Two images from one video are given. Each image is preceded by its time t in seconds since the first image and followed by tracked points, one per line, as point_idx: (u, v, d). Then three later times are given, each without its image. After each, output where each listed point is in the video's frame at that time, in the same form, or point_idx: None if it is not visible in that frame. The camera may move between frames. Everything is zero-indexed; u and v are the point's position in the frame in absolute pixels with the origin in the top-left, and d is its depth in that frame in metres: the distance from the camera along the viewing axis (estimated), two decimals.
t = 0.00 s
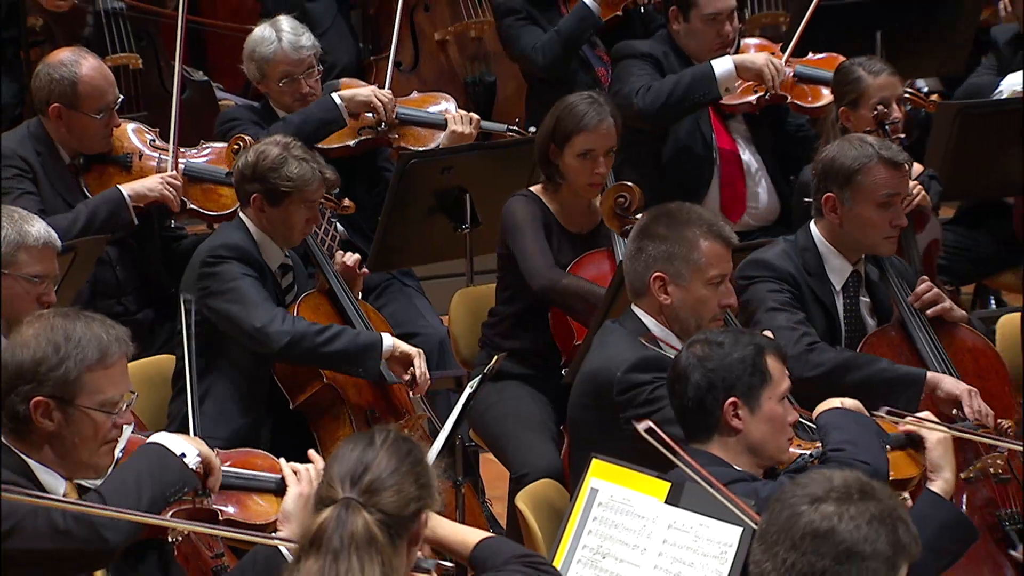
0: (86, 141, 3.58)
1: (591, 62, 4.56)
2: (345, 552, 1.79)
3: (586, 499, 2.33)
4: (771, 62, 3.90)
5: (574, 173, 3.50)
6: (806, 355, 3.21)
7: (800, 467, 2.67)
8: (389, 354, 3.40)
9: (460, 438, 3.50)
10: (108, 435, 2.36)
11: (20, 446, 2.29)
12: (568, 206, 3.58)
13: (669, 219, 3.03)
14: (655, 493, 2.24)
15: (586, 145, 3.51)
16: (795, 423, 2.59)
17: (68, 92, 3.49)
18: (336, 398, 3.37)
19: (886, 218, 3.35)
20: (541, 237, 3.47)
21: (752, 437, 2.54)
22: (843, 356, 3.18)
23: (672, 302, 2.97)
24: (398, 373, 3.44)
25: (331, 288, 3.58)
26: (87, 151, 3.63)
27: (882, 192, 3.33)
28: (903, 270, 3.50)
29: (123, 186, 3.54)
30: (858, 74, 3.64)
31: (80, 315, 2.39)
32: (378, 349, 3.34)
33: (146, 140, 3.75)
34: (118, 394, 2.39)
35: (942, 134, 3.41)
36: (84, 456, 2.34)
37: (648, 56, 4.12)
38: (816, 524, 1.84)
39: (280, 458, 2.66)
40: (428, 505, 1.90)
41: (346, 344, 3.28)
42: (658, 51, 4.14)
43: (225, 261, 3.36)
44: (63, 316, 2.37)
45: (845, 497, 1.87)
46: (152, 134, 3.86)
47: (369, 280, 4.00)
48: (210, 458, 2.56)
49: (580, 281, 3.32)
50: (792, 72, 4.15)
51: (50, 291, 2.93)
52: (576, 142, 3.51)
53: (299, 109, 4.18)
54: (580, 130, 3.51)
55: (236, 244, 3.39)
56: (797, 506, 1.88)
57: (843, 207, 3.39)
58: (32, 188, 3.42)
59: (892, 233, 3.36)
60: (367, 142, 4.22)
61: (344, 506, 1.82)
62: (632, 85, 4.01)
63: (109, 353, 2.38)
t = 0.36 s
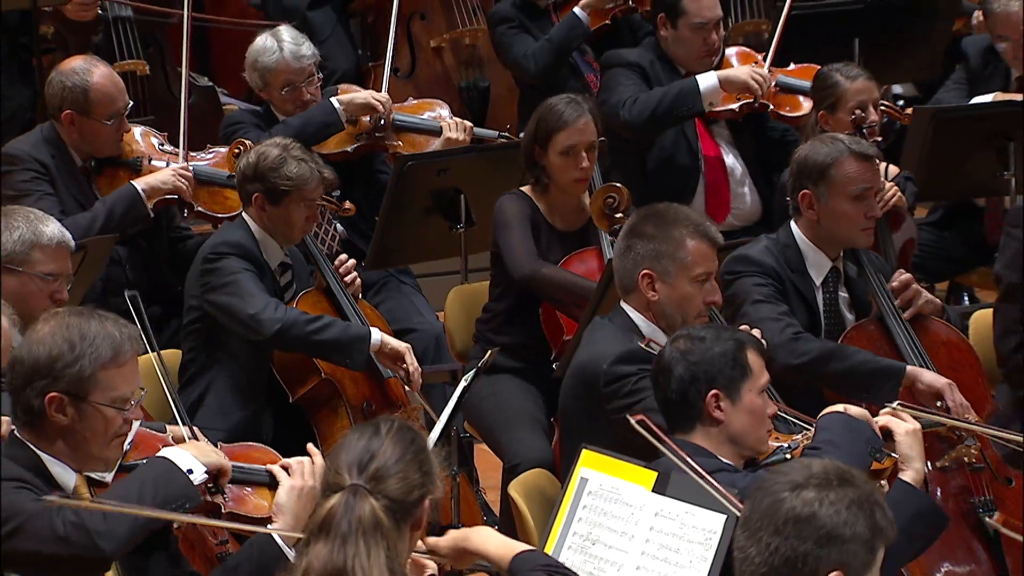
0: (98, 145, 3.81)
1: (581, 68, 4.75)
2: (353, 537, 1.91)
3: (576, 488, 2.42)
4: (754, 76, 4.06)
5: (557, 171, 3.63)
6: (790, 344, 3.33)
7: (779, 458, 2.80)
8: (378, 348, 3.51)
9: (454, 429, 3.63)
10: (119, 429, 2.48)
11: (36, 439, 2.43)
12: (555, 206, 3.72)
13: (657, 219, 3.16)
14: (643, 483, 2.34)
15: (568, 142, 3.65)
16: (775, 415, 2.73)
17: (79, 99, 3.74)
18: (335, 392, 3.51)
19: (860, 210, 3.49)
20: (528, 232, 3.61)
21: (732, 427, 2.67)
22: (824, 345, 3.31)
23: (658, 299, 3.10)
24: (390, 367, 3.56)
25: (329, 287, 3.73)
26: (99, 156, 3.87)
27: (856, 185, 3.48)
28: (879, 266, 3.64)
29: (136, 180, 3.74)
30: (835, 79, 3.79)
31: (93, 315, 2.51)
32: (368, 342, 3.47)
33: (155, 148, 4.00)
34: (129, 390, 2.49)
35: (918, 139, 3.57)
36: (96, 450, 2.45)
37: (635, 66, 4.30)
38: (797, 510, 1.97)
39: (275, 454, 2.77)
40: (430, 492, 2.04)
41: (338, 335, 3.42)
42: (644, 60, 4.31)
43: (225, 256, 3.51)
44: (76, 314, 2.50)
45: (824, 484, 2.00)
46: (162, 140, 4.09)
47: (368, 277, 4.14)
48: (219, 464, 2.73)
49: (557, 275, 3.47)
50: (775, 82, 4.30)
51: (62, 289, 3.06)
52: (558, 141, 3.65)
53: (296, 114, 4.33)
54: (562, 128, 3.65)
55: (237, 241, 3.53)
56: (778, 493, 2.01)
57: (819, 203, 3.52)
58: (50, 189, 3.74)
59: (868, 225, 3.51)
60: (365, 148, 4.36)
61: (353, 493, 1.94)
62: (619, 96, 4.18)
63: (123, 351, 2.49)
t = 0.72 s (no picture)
0: (103, 149, 3.96)
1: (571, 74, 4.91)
2: (359, 524, 2.07)
3: (566, 477, 2.52)
4: (735, 90, 4.15)
5: (541, 171, 3.78)
6: (761, 329, 3.55)
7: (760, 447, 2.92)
8: (366, 337, 3.61)
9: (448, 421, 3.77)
10: (124, 422, 2.61)
11: (45, 431, 2.57)
12: (539, 205, 3.87)
13: (642, 219, 3.29)
14: (630, 472, 2.44)
15: (551, 142, 3.78)
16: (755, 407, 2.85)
17: (82, 104, 3.87)
18: (331, 385, 3.63)
19: (834, 207, 3.63)
20: (508, 230, 3.78)
21: (713, 418, 2.81)
22: (784, 335, 3.52)
23: (644, 295, 3.24)
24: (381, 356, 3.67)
25: (326, 285, 3.85)
26: (104, 159, 4.02)
27: (831, 182, 3.62)
28: (855, 262, 3.79)
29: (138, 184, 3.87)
30: (814, 84, 3.97)
31: (99, 310, 2.64)
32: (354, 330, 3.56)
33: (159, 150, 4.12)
34: (135, 383, 2.63)
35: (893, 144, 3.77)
36: (101, 442, 2.60)
37: (623, 74, 4.46)
38: (781, 498, 2.09)
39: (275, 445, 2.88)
40: (431, 480, 2.19)
41: (324, 324, 3.53)
42: (631, 68, 4.47)
43: (221, 252, 3.65)
44: (83, 310, 2.63)
45: (807, 472, 2.13)
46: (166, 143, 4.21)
47: (365, 274, 4.27)
48: (214, 477, 2.77)
49: (525, 265, 3.65)
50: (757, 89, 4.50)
51: (72, 287, 3.19)
52: (541, 142, 3.78)
53: (295, 117, 4.47)
54: (543, 130, 3.79)
55: (234, 238, 3.68)
56: (763, 481, 2.13)
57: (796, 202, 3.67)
58: (56, 192, 3.91)
59: (844, 221, 3.65)
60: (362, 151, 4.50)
61: (357, 481, 2.10)
62: (604, 106, 4.34)
63: (128, 346, 2.63)
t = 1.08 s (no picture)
0: (105, 154, 4.10)
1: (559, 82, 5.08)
2: (360, 515, 2.17)
3: (555, 467, 2.62)
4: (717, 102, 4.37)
5: (527, 173, 3.93)
6: (734, 315, 3.70)
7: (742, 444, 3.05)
8: (353, 330, 3.73)
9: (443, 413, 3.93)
10: (127, 413, 2.73)
11: (52, 424, 2.69)
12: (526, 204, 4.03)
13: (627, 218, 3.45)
14: (616, 462, 2.56)
15: (536, 145, 3.92)
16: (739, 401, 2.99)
17: (83, 112, 4.00)
18: (329, 379, 3.79)
19: (810, 206, 3.79)
20: (490, 227, 3.94)
21: (696, 408, 2.95)
22: (752, 322, 3.69)
23: (626, 290, 3.40)
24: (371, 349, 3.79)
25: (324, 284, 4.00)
26: (107, 164, 4.16)
27: (804, 181, 3.78)
28: (832, 260, 3.95)
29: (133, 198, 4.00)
30: (793, 89, 4.16)
31: (102, 306, 2.76)
32: (340, 322, 3.69)
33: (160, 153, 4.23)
34: (137, 375, 2.74)
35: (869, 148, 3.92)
36: (107, 432, 2.71)
37: (609, 80, 4.64)
38: (762, 487, 2.24)
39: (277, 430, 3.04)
40: (430, 473, 2.30)
41: (308, 314, 3.67)
42: (618, 75, 4.63)
43: (220, 249, 3.81)
44: (86, 306, 2.75)
45: (786, 462, 2.27)
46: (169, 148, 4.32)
47: (362, 272, 4.43)
48: (206, 501, 2.74)
49: (494, 259, 3.83)
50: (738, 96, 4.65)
51: (83, 285, 3.33)
52: (526, 145, 3.93)
53: (294, 122, 4.61)
54: (528, 134, 3.94)
55: (233, 236, 3.84)
56: (744, 471, 2.28)
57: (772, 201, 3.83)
58: (56, 199, 4.06)
59: (818, 218, 3.81)
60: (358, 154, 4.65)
61: (359, 474, 2.21)
62: (590, 112, 4.53)
63: (131, 339, 2.74)
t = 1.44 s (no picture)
0: (112, 157, 4.23)
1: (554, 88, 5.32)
2: (362, 511, 2.22)
3: (546, 459, 2.64)
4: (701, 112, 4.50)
5: (517, 175, 4.08)
6: (717, 307, 3.85)
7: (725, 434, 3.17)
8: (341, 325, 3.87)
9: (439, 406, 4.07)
10: (133, 403, 2.85)
11: (60, 415, 2.81)
12: (515, 204, 4.19)
13: (618, 218, 3.60)
14: (605, 451, 2.59)
15: (525, 147, 4.07)
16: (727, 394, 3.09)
17: (92, 118, 4.14)
18: (328, 373, 3.93)
19: (793, 204, 3.91)
20: (478, 226, 4.10)
21: (687, 402, 3.04)
22: (730, 314, 3.82)
23: (615, 287, 3.55)
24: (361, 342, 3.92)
25: (324, 281, 4.15)
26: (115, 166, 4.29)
27: (787, 181, 3.90)
28: (816, 259, 4.09)
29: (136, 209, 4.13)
30: (776, 95, 4.32)
31: (106, 304, 2.90)
32: (327, 316, 3.82)
33: (165, 155, 4.35)
34: (141, 368, 2.87)
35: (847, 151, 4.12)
36: (112, 423, 2.84)
37: (599, 86, 4.79)
38: (745, 476, 2.35)
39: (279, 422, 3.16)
40: (432, 467, 2.36)
41: (295, 307, 3.79)
42: (608, 81, 4.79)
43: (220, 247, 3.96)
44: (89, 304, 2.89)
45: (768, 452, 2.39)
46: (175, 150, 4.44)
47: (362, 270, 4.58)
48: (210, 514, 2.74)
49: (472, 258, 4.02)
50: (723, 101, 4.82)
51: (94, 283, 3.47)
52: (516, 147, 4.08)
53: (296, 125, 4.76)
54: (517, 137, 4.08)
55: (234, 235, 3.99)
56: (728, 461, 2.38)
57: (757, 201, 3.96)
58: (64, 201, 4.21)
59: (800, 216, 3.94)
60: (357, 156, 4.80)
61: (361, 470, 2.26)
62: (579, 118, 4.68)
63: (134, 333, 2.88)
